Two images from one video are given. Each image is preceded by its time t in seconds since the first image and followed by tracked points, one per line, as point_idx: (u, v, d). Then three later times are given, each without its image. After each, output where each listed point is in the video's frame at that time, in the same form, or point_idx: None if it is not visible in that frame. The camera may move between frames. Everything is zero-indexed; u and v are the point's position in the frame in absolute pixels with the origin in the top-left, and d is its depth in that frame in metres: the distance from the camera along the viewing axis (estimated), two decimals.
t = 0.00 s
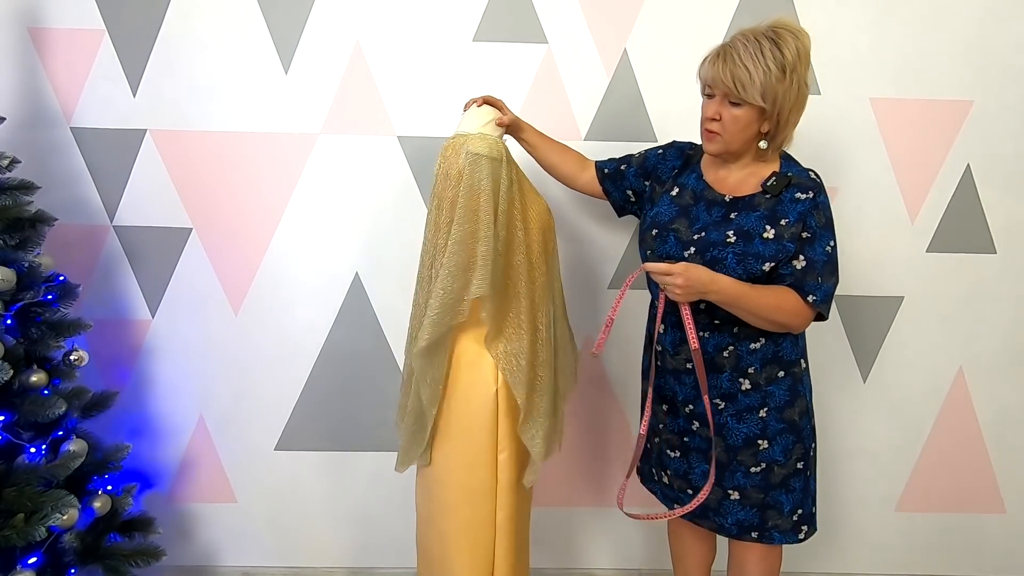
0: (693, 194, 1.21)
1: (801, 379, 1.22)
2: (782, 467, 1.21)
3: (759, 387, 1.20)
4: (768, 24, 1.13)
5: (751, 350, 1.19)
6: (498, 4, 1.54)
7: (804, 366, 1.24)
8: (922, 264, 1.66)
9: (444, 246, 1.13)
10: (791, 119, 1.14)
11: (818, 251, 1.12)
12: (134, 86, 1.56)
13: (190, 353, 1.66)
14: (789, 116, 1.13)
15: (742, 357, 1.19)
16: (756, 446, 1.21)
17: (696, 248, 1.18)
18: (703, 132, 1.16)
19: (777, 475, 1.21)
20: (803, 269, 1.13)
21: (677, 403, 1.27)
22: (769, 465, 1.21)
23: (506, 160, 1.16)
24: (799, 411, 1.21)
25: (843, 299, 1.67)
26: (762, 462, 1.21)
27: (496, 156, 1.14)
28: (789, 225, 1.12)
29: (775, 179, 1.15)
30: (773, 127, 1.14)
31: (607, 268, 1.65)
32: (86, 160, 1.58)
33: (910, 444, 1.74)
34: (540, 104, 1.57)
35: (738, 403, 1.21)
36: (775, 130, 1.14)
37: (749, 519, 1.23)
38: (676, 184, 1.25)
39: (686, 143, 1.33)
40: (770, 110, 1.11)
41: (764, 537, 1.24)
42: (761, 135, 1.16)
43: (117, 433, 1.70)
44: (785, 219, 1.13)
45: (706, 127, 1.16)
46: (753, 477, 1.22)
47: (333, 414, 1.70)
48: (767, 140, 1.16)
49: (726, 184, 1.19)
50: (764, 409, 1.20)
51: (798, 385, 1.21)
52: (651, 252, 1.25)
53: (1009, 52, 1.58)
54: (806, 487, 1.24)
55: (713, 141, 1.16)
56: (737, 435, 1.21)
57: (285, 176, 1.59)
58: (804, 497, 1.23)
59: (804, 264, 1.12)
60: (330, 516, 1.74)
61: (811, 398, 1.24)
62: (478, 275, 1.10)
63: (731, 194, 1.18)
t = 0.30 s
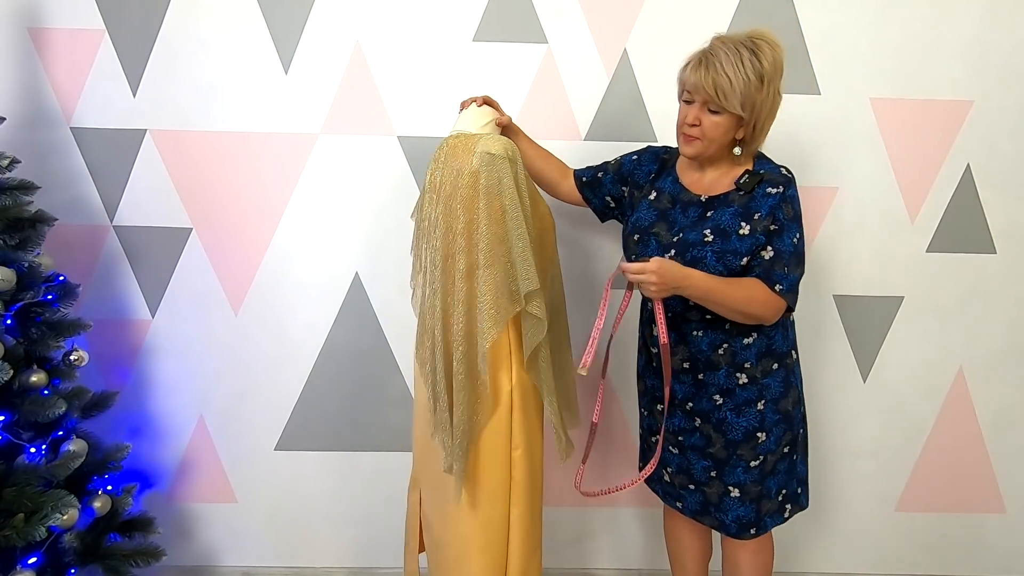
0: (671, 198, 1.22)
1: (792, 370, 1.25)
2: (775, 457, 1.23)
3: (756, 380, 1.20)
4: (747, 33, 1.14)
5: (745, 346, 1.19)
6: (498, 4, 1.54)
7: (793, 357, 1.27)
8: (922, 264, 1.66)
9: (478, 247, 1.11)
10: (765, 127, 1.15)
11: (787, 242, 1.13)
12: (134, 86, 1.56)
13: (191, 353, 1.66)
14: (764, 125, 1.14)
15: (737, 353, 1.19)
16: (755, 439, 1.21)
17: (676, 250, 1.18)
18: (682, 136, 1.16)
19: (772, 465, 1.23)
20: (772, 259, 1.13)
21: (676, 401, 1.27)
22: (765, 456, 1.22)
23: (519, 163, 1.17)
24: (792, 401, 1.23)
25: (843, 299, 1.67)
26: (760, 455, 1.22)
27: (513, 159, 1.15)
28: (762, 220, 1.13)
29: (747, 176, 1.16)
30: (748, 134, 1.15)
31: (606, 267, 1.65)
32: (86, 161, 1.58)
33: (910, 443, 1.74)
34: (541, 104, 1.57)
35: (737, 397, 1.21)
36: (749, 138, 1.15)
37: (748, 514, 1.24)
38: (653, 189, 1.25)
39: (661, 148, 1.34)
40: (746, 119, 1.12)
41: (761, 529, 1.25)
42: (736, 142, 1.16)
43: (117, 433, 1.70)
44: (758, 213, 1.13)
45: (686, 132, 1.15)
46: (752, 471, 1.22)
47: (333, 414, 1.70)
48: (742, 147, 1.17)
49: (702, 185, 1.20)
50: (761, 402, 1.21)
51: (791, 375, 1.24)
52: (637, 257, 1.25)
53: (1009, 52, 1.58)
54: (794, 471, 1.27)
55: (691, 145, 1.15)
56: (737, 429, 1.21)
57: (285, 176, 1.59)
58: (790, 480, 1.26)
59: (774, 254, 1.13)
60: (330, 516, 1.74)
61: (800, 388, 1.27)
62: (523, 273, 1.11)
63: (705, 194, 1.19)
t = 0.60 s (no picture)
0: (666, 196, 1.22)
1: (786, 369, 1.20)
2: (767, 460, 1.19)
3: (745, 376, 1.18)
4: (736, 29, 1.13)
5: (736, 343, 1.19)
6: (498, 5, 1.54)
7: (789, 356, 1.22)
8: (922, 264, 1.66)
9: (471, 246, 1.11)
10: (753, 118, 1.12)
11: (775, 226, 1.08)
12: (134, 86, 1.56)
13: (190, 353, 1.66)
14: (748, 115, 1.11)
15: (728, 349, 1.19)
16: (745, 436, 1.18)
17: (670, 245, 1.19)
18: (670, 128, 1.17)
19: (763, 467, 1.19)
20: (758, 239, 1.08)
21: (673, 397, 1.28)
22: (756, 458, 1.18)
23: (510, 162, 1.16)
24: (784, 401, 1.19)
25: (843, 299, 1.67)
26: (750, 455, 1.18)
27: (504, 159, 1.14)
28: (755, 210, 1.10)
29: (745, 171, 1.14)
30: (735, 125, 1.13)
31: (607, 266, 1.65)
32: (87, 161, 1.58)
33: (910, 443, 1.74)
34: (541, 104, 1.57)
35: (726, 393, 1.20)
36: (736, 129, 1.13)
37: (738, 521, 1.20)
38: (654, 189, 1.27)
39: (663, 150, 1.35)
40: (728, 108, 1.11)
41: (752, 538, 1.21)
42: (724, 134, 1.15)
43: (117, 433, 1.70)
44: (750, 205, 1.11)
45: (673, 123, 1.16)
46: (741, 472, 1.19)
47: (333, 413, 1.70)
48: (730, 139, 1.15)
49: (699, 181, 1.19)
50: (751, 399, 1.18)
51: (784, 374, 1.19)
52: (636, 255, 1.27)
53: (1009, 52, 1.58)
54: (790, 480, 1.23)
55: (678, 136, 1.16)
56: (726, 425, 1.19)
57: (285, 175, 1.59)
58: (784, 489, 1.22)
59: (760, 235, 1.08)
60: (330, 516, 1.74)
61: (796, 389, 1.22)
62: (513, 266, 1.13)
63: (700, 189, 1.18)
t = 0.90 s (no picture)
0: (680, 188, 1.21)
1: (793, 386, 1.18)
2: (768, 481, 1.18)
3: (750, 392, 1.16)
4: (753, 15, 1.12)
5: (740, 352, 1.16)
6: (498, 4, 1.54)
7: (799, 371, 1.19)
8: (922, 264, 1.66)
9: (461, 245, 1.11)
10: (772, 104, 1.09)
11: (792, 231, 1.06)
12: (134, 86, 1.56)
13: (190, 353, 1.66)
14: (766, 101, 1.09)
15: (731, 359, 1.17)
16: (746, 456, 1.17)
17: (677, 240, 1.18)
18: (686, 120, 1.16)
19: (763, 488, 1.18)
20: (773, 244, 1.06)
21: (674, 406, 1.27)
22: (757, 478, 1.17)
23: (505, 162, 1.15)
24: (788, 419, 1.17)
25: (843, 299, 1.67)
26: (751, 476, 1.17)
27: (499, 158, 1.13)
28: (772, 211, 1.08)
29: (764, 166, 1.12)
30: (754, 112, 1.10)
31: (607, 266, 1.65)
32: (87, 161, 1.58)
33: (910, 443, 1.74)
34: (540, 104, 1.57)
35: (728, 408, 1.18)
36: (754, 116, 1.11)
37: (734, 542, 1.20)
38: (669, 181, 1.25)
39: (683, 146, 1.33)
40: (744, 94, 1.09)
41: (748, 560, 1.21)
42: (743, 123, 1.13)
43: (117, 433, 1.70)
44: (767, 205, 1.09)
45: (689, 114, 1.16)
46: (741, 493, 1.18)
47: (333, 413, 1.70)
48: (749, 129, 1.13)
49: (716, 176, 1.17)
50: (754, 416, 1.16)
51: (791, 391, 1.17)
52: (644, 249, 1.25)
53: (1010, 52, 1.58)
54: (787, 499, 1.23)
55: (694, 128, 1.15)
56: (726, 443, 1.18)
57: (286, 175, 1.59)
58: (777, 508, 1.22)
59: (775, 240, 1.06)
60: (330, 516, 1.74)
61: (803, 406, 1.20)
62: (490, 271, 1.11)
63: (716, 184, 1.16)
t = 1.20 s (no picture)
0: (687, 185, 1.20)
1: (792, 396, 1.15)
2: (764, 491, 1.17)
3: (741, 398, 1.15)
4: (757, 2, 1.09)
5: (732, 357, 1.15)
6: (498, 4, 1.54)
7: (800, 381, 1.16)
8: (922, 264, 1.66)
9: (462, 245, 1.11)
10: (793, 97, 1.08)
11: (788, 244, 1.04)
12: (134, 86, 1.56)
13: (190, 353, 1.66)
14: (787, 95, 1.07)
15: (722, 364, 1.16)
16: (736, 463, 1.17)
17: (672, 240, 1.16)
18: (700, 123, 1.14)
19: (757, 498, 1.17)
20: (765, 257, 1.06)
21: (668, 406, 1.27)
22: (749, 487, 1.17)
23: (506, 162, 1.15)
24: (784, 429, 1.15)
25: (843, 299, 1.67)
26: (742, 483, 1.17)
27: (500, 158, 1.14)
28: (769, 218, 1.06)
29: (767, 166, 1.10)
30: (775, 108, 1.09)
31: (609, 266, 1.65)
32: (87, 161, 1.58)
33: (910, 443, 1.74)
34: (540, 104, 1.57)
35: (719, 414, 1.18)
36: (777, 112, 1.10)
37: (725, 543, 1.21)
38: (677, 176, 1.25)
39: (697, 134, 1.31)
40: (763, 92, 1.07)
41: (740, 565, 1.20)
42: (763, 120, 1.11)
43: (117, 433, 1.70)
44: (765, 210, 1.07)
45: (703, 117, 1.13)
46: (731, 498, 1.18)
47: (333, 413, 1.70)
48: (771, 124, 1.12)
49: (721, 175, 1.16)
50: (745, 424, 1.15)
51: (788, 401, 1.15)
52: (641, 247, 1.24)
53: (1009, 52, 1.58)
54: (791, 514, 1.19)
55: (711, 131, 1.13)
56: (717, 449, 1.18)
57: (286, 174, 1.59)
58: (786, 525, 1.18)
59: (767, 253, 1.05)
60: (330, 515, 1.74)
61: (805, 418, 1.17)
62: (494, 271, 1.10)
63: (719, 182, 1.15)
